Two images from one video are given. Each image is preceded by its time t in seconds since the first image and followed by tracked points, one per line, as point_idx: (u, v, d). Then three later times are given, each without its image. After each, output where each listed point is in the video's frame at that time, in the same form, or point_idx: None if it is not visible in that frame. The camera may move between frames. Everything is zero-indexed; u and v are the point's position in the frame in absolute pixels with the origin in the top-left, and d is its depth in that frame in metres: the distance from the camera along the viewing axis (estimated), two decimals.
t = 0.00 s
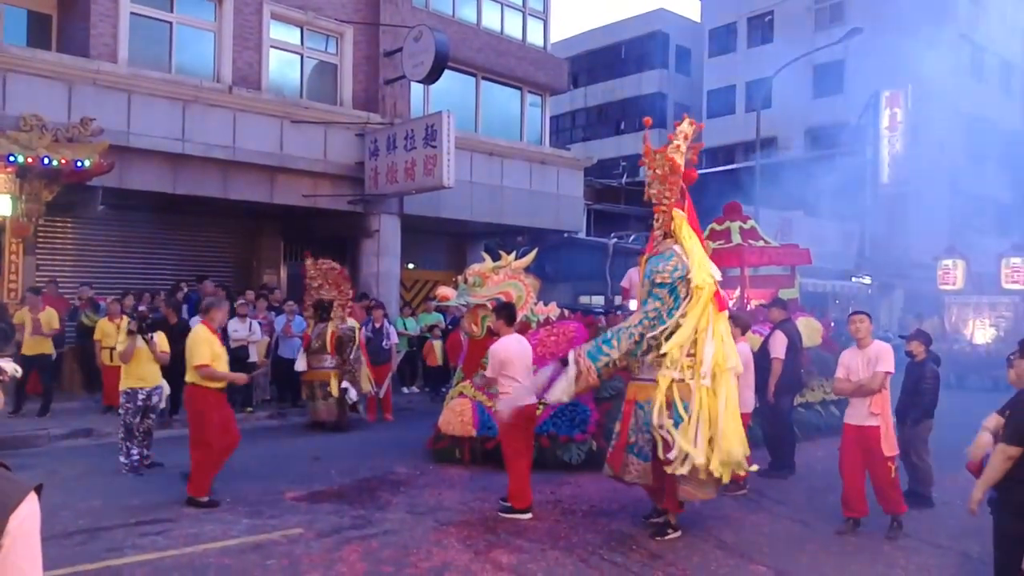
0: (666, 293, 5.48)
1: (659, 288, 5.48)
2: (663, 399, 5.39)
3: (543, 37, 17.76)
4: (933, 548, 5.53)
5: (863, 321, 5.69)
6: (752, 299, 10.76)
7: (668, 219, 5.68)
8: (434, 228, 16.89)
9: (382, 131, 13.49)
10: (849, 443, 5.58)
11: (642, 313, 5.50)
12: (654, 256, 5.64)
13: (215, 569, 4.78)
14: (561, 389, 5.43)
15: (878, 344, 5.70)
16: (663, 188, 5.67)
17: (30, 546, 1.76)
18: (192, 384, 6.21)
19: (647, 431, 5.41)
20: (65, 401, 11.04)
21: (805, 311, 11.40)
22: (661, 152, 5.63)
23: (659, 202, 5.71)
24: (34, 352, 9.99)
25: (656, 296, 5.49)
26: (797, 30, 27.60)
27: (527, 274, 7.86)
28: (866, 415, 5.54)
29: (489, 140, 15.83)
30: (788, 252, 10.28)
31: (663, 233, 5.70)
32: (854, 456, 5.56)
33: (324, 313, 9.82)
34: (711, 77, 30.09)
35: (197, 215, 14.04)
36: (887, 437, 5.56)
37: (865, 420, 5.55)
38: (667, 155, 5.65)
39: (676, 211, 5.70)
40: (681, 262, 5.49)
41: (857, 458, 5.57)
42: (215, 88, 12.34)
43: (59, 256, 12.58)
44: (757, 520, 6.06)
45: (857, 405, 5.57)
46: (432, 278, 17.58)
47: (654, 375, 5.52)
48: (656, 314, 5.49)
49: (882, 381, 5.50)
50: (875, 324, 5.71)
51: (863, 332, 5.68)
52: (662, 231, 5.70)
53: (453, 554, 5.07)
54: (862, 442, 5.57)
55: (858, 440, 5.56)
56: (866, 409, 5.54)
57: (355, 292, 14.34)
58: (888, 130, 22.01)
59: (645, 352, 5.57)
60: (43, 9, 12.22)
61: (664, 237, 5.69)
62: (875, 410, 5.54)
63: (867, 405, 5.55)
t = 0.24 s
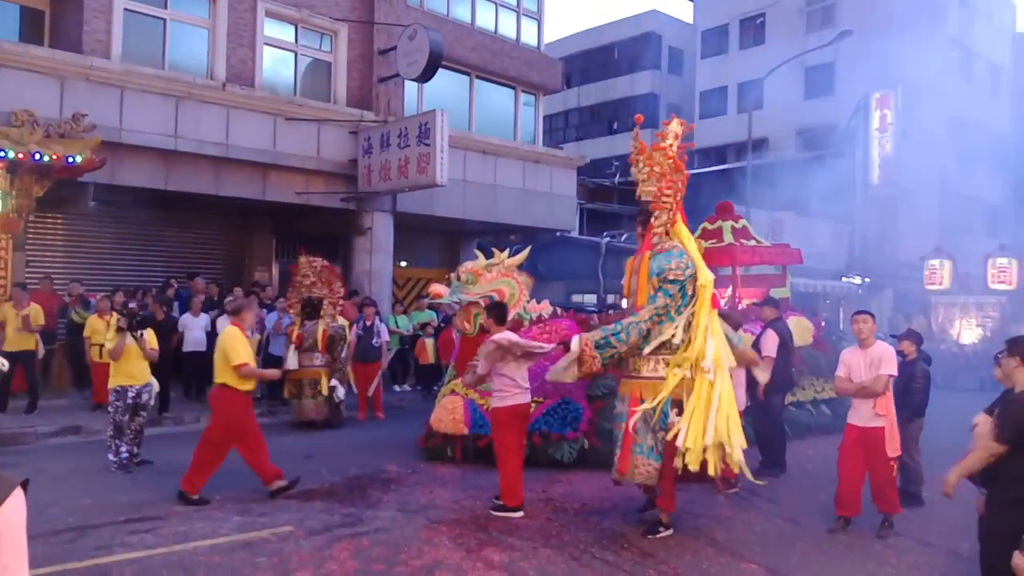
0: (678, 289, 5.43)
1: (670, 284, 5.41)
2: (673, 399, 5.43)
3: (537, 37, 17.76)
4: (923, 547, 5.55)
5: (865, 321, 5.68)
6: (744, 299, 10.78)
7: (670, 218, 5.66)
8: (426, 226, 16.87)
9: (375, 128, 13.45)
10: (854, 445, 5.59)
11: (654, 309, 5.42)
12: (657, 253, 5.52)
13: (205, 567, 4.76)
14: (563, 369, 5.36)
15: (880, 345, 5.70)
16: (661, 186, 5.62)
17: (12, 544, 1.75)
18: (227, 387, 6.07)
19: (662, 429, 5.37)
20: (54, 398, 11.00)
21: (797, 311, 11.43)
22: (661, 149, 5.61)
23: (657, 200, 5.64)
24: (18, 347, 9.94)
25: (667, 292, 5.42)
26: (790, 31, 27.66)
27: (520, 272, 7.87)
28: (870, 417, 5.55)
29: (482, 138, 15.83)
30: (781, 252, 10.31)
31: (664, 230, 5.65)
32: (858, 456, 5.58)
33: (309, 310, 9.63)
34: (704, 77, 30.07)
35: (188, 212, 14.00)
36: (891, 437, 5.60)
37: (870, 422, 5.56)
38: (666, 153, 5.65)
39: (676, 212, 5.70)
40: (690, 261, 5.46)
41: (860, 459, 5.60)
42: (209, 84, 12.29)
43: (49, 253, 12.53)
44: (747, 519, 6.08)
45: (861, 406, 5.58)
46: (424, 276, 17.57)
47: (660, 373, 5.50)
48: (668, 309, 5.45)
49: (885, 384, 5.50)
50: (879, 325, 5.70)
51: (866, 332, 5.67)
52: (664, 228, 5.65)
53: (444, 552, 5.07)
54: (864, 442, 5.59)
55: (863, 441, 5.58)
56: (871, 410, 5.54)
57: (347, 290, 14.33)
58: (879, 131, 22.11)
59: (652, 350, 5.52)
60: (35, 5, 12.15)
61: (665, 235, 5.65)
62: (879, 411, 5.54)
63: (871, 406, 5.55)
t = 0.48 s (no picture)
0: (677, 292, 5.39)
1: (668, 287, 5.38)
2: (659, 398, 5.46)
3: (526, 37, 17.76)
4: (906, 547, 5.59)
5: (860, 324, 5.69)
6: (730, 300, 10.82)
7: (659, 219, 5.66)
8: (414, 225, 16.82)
9: (363, 127, 13.41)
10: (848, 448, 5.61)
11: (669, 321, 5.35)
12: (648, 253, 5.53)
13: (189, 566, 4.73)
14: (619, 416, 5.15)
15: (873, 349, 5.72)
16: (651, 186, 5.65)
17: None
18: (263, 377, 6.39)
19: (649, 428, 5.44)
20: (36, 395, 10.91)
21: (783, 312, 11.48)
22: (655, 148, 5.63)
23: (647, 200, 5.66)
24: None
25: (666, 296, 5.39)
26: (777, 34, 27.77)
27: (507, 271, 7.77)
28: (864, 421, 5.58)
29: (470, 137, 15.81)
30: (766, 253, 10.36)
31: (653, 231, 5.66)
32: (851, 459, 5.60)
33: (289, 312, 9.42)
34: (691, 79, 30.15)
35: (174, 210, 13.91)
36: (886, 441, 5.63)
37: (864, 426, 5.59)
38: (655, 153, 5.65)
39: (666, 213, 5.71)
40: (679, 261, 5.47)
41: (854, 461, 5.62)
42: (195, 82, 12.23)
43: (32, 250, 12.41)
44: (733, 519, 6.10)
45: (855, 410, 5.61)
46: (411, 275, 17.54)
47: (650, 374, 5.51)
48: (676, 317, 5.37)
49: (878, 390, 5.50)
50: (874, 329, 5.70)
51: (861, 336, 5.67)
52: (653, 228, 5.65)
53: (430, 551, 5.06)
54: (858, 445, 5.61)
55: (857, 444, 5.60)
56: (865, 415, 5.57)
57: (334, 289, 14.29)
58: (865, 134, 22.26)
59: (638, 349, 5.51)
60: None
61: (653, 235, 5.65)
62: (873, 415, 5.57)
63: (865, 411, 5.58)
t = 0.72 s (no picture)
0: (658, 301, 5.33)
1: (648, 296, 5.34)
2: (634, 403, 5.42)
3: (521, 42, 17.79)
4: (891, 561, 5.61)
5: (852, 337, 5.68)
6: (721, 309, 10.83)
7: (644, 225, 5.63)
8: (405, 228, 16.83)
9: (358, 128, 13.40)
10: (840, 461, 5.62)
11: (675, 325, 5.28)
12: (629, 260, 5.55)
13: (171, 569, 4.70)
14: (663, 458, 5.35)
15: (864, 362, 5.73)
16: (638, 193, 5.67)
17: None
18: (289, 385, 6.32)
19: (621, 434, 5.43)
20: (20, 392, 10.84)
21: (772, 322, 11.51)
22: (637, 156, 5.65)
23: (633, 207, 5.69)
24: None
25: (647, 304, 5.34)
26: (771, 45, 27.91)
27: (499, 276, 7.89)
28: (854, 433, 5.60)
29: (464, 141, 15.81)
30: (757, 262, 10.38)
31: (638, 237, 5.63)
32: (842, 472, 5.61)
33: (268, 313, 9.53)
34: (684, 88, 30.24)
35: (164, 207, 13.84)
36: (876, 453, 5.65)
37: (854, 438, 5.60)
38: (644, 160, 5.67)
39: (652, 219, 5.67)
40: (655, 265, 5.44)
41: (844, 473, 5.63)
42: (191, 80, 12.18)
43: (19, 245, 12.32)
44: (719, 529, 6.10)
45: (846, 423, 5.62)
46: (402, 278, 17.51)
47: (627, 380, 5.49)
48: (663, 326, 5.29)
49: (869, 403, 5.52)
50: (865, 341, 5.70)
51: (852, 348, 5.68)
52: (638, 235, 5.63)
53: (415, 558, 5.05)
54: (849, 457, 5.62)
55: (848, 456, 5.61)
56: (855, 428, 5.59)
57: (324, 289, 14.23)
58: (855, 145, 22.36)
59: (618, 356, 5.55)
60: None
61: (639, 242, 5.62)
62: (863, 427, 5.59)
63: (855, 423, 5.60)
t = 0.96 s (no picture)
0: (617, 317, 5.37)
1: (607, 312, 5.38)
2: (594, 417, 5.46)
3: (500, 58, 17.91)
4: None
5: (825, 355, 5.71)
6: (694, 325, 10.91)
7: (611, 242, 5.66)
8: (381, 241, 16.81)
9: (334, 141, 13.39)
10: (813, 478, 5.67)
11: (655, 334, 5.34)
12: (595, 277, 5.61)
13: None
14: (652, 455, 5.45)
15: (838, 381, 5.77)
16: (608, 212, 5.75)
17: None
18: (301, 397, 6.31)
19: (581, 448, 5.49)
20: None
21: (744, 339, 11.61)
22: (605, 177, 5.71)
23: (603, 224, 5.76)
24: None
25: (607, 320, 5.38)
26: (745, 67, 28.31)
27: (476, 291, 7.93)
28: (828, 451, 5.64)
29: (442, 156, 15.85)
30: (730, 280, 10.49)
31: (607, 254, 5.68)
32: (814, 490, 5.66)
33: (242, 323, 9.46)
34: (661, 108, 30.57)
35: (138, 216, 13.73)
36: (849, 470, 5.71)
37: (828, 456, 5.65)
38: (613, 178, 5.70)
39: (622, 235, 5.68)
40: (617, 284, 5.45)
41: (816, 490, 5.69)
42: (167, 90, 12.12)
43: None
44: (689, 545, 6.13)
45: (820, 441, 5.67)
46: (378, 291, 17.45)
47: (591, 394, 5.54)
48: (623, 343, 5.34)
49: (843, 421, 5.57)
50: (839, 359, 5.74)
51: (826, 367, 5.70)
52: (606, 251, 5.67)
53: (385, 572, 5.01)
54: (822, 475, 5.67)
55: (821, 474, 5.66)
56: (829, 446, 5.64)
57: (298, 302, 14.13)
58: (826, 167, 22.40)
59: (584, 370, 5.63)
60: None
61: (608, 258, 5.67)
62: (837, 446, 5.64)
63: (829, 441, 5.65)
